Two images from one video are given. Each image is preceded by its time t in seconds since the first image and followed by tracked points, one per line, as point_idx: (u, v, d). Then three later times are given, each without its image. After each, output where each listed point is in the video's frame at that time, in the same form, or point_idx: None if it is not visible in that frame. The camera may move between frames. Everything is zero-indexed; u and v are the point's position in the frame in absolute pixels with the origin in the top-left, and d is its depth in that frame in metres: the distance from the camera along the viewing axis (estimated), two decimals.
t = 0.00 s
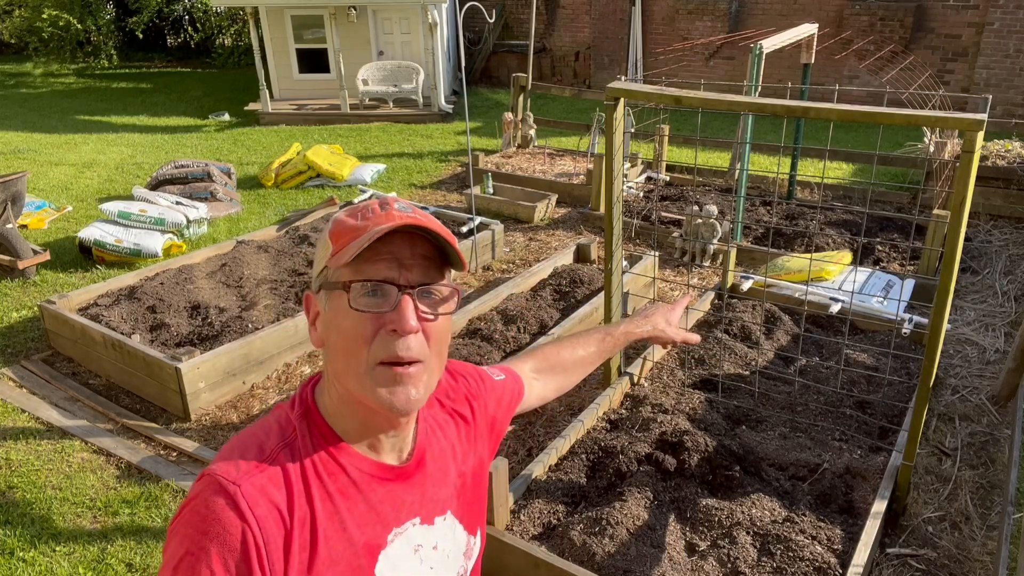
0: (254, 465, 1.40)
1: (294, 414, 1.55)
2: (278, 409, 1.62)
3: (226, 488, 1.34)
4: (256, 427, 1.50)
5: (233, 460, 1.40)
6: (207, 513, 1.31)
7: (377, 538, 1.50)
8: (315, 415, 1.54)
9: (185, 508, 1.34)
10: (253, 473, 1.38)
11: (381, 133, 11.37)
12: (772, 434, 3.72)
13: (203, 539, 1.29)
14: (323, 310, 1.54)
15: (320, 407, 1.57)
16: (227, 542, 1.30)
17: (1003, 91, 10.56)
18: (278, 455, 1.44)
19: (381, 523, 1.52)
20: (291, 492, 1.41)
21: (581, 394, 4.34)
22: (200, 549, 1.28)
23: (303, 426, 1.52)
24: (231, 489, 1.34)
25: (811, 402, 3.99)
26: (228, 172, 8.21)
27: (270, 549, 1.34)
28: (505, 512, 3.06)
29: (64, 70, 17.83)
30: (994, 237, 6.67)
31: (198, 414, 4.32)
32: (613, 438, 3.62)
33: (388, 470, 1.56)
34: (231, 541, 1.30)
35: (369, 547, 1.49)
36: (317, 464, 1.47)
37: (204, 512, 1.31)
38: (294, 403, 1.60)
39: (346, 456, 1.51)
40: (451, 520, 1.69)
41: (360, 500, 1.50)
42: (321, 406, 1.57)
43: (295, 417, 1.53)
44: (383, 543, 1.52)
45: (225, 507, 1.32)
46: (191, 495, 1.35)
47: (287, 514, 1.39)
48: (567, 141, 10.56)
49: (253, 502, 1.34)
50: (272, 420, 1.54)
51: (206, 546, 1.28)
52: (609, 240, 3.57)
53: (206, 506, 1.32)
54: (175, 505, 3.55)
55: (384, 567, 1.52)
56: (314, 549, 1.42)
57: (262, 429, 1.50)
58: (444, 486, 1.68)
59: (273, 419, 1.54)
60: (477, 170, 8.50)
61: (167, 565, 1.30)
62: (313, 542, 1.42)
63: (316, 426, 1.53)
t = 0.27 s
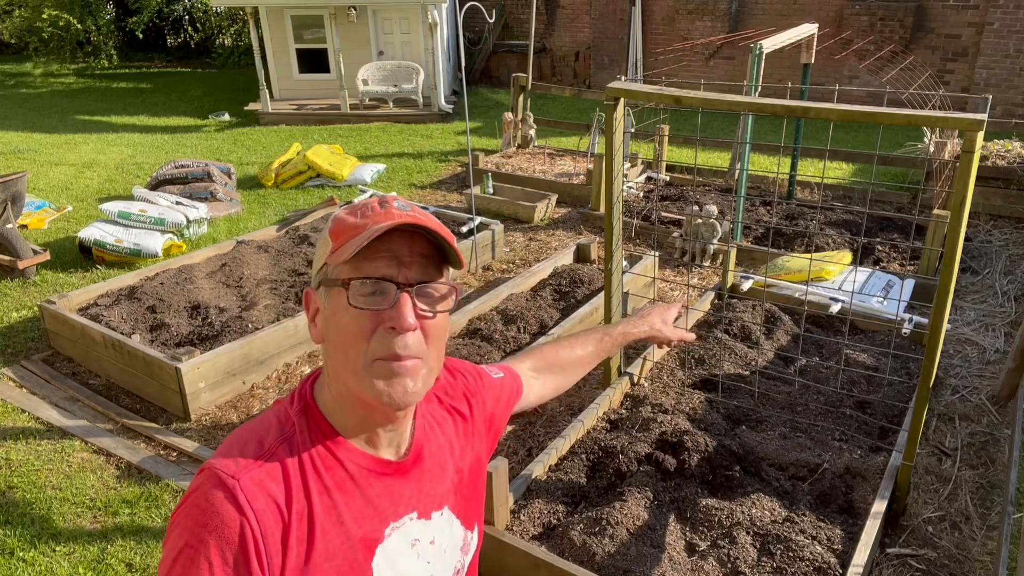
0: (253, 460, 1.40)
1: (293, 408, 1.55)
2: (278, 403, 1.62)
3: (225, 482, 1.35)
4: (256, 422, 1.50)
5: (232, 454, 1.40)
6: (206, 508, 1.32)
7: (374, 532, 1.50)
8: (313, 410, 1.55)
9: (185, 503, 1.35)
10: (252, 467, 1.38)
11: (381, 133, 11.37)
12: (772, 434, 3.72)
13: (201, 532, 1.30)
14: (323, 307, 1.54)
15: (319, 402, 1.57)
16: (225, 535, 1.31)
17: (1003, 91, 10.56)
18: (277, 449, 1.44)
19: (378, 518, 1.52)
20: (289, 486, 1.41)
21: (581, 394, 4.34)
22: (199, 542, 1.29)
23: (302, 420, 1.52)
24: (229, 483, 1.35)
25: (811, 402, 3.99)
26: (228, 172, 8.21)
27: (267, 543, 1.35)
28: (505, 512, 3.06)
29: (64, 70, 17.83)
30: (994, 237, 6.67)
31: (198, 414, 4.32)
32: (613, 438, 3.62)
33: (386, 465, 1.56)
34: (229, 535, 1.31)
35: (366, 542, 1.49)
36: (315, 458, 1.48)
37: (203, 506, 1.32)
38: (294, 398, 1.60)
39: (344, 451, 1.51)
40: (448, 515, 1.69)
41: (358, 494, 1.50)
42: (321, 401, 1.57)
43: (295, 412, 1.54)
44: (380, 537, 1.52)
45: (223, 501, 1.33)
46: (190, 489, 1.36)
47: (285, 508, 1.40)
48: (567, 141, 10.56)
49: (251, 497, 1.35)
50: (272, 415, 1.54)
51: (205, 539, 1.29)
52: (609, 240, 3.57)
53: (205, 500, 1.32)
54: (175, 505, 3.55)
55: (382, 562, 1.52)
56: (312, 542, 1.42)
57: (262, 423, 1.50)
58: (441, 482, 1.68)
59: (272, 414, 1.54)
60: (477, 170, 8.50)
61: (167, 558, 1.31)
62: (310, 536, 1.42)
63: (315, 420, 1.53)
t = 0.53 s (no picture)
0: (260, 458, 1.40)
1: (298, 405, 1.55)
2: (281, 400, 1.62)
3: (233, 480, 1.35)
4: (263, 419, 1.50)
5: (239, 452, 1.40)
6: (214, 506, 1.32)
7: (379, 529, 1.50)
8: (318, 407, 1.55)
9: (193, 501, 1.35)
10: (259, 466, 1.38)
11: (381, 133, 11.37)
12: (772, 434, 3.72)
13: (209, 530, 1.30)
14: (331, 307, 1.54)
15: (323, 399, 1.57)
16: (233, 533, 1.31)
17: (1003, 91, 10.57)
18: (284, 446, 1.44)
19: (383, 515, 1.52)
20: (296, 484, 1.41)
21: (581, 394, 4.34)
22: (208, 539, 1.29)
23: (309, 419, 1.52)
24: (237, 481, 1.35)
25: (811, 402, 3.99)
26: (228, 172, 8.21)
27: (274, 541, 1.35)
28: (505, 512, 3.06)
29: (64, 70, 17.83)
30: (994, 237, 6.67)
31: (198, 414, 4.32)
32: (613, 438, 3.62)
33: (391, 463, 1.56)
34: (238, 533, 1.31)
35: (372, 539, 1.49)
36: (321, 456, 1.48)
37: (211, 504, 1.32)
38: (300, 396, 1.60)
39: (350, 449, 1.51)
40: (452, 513, 1.70)
41: (364, 492, 1.50)
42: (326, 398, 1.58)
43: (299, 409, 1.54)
44: (386, 534, 1.52)
45: (231, 498, 1.33)
46: (198, 487, 1.36)
47: (292, 506, 1.40)
48: (567, 141, 10.57)
49: (259, 495, 1.35)
50: (278, 412, 1.54)
51: (214, 536, 1.30)
52: (609, 241, 3.57)
53: (213, 498, 1.32)
54: (175, 505, 3.55)
55: (386, 559, 1.52)
56: (318, 539, 1.42)
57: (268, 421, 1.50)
58: (445, 480, 1.68)
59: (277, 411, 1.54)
60: (477, 170, 8.50)
61: (175, 555, 1.32)
62: (316, 533, 1.42)
63: (321, 418, 1.53)
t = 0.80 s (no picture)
0: (269, 455, 1.40)
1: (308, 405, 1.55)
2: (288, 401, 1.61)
3: (241, 477, 1.34)
4: (272, 419, 1.50)
5: (248, 449, 1.40)
6: (222, 501, 1.32)
7: (387, 528, 1.51)
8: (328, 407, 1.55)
9: (201, 497, 1.35)
10: (268, 463, 1.38)
11: (381, 133, 11.37)
12: (773, 434, 3.72)
13: (217, 525, 1.30)
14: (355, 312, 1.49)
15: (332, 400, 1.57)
16: (240, 530, 1.31)
17: (1003, 91, 10.57)
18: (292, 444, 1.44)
19: (391, 515, 1.52)
20: (304, 482, 1.41)
21: (582, 394, 4.34)
22: (216, 535, 1.29)
23: (318, 418, 1.52)
24: (245, 478, 1.35)
25: (811, 402, 3.99)
26: (228, 172, 8.21)
27: (282, 538, 1.35)
28: (505, 512, 3.06)
29: (64, 70, 17.83)
30: (994, 237, 6.67)
31: (198, 414, 4.32)
32: (613, 438, 3.62)
33: (400, 462, 1.57)
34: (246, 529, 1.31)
35: (379, 538, 1.50)
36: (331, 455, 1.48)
37: (218, 501, 1.32)
38: (309, 395, 1.60)
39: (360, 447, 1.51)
40: (460, 515, 1.70)
41: (373, 491, 1.50)
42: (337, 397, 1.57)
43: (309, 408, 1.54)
44: (393, 533, 1.52)
45: (239, 495, 1.33)
46: (207, 483, 1.36)
47: (300, 503, 1.40)
48: (567, 141, 10.57)
49: (267, 492, 1.35)
50: (287, 410, 1.54)
51: (221, 532, 1.30)
52: (609, 241, 3.57)
53: (221, 494, 1.32)
54: (174, 505, 3.55)
55: (393, 559, 1.53)
56: (324, 538, 1.42)
57: (278, 420, 1.50)
58: (453, 481, 1.69)
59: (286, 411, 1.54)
60: (477, 170, 8.49)
61: (182, 549, 1.32)
62: (323, 531, 1.42)
63: (332, 418, 1.53)
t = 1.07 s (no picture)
0: (275, 470, 1.37)
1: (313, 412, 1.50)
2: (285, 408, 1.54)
3: (251, 496, 1.32)
4: (276, 431, 1.45)
5: (253, 466, 1.37)
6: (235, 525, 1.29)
7: (397, 534, 1.51)
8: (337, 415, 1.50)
9: (210, 519, 1.31)
10: (276, 480, 1.36)
11: (381, 133, 11.37)
12: (773, 434, 3.72)
13: (230, 550, 1.28)
14: (446, 334, 1.47)
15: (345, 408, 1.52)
16: (255, 551, 1.29)
17: (1003, 91, 10.57)
18: (300, 457, 1.41)
19: (400, 520, 1.52)
20: (315, 496, 1.39)
21: (582, 394, 4.33)
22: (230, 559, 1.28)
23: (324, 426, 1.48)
24: (256, 498, 1.32)
25: (811, 402, 4.00)
26: (228, 172, 8.21)
27: (297, 556, 1.34)
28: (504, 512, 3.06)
29: (64, 69, 17.83)
30: (994, 237, 6.67)
31: (198, 414, 4.32)
32: (613, 438, 3.62)
33: (406, 466, 1.55)
34: (262, 550, 1.29)
35: (390, 544, 1.50)
36: (340, 465, 1.45)
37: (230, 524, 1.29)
38: (307, 398, 1.55)
39: (368, 454, 1.49)
40: (464, 513, 1.71)
41: (382, 498, 1.49)
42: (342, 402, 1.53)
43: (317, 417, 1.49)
44: (404, 539, 1.53)
45: (253, 516, 1.30)
46: (214, 503, 1.33)
47: (313, 518, 1.38)
48: (567, 141, 10.56)
49: (279, 510, 1.33)
50: (286, 418, 1.50)
51: (235, 556, 1.28)
52: (609, 241, 3.57)
53: (232, 515, 1.30)
54: (174, 504, 3.55)
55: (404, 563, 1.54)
56: (338, 549, 1.42)
57: (283, 432, 1.45)
58: (454, 480, 1.68)
59: (290, 420, 1.48)
60: (477, 170, 8.49)
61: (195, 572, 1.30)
62: (337, 543, 1.42)
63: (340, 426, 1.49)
